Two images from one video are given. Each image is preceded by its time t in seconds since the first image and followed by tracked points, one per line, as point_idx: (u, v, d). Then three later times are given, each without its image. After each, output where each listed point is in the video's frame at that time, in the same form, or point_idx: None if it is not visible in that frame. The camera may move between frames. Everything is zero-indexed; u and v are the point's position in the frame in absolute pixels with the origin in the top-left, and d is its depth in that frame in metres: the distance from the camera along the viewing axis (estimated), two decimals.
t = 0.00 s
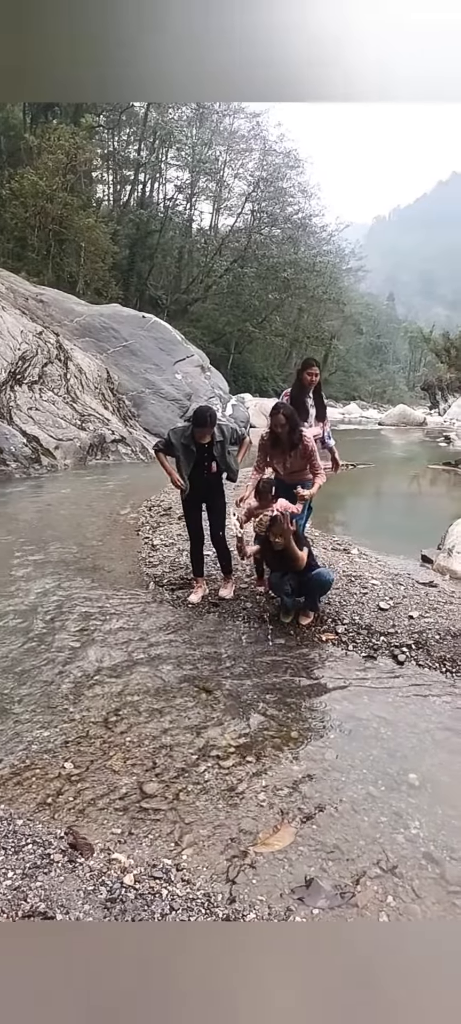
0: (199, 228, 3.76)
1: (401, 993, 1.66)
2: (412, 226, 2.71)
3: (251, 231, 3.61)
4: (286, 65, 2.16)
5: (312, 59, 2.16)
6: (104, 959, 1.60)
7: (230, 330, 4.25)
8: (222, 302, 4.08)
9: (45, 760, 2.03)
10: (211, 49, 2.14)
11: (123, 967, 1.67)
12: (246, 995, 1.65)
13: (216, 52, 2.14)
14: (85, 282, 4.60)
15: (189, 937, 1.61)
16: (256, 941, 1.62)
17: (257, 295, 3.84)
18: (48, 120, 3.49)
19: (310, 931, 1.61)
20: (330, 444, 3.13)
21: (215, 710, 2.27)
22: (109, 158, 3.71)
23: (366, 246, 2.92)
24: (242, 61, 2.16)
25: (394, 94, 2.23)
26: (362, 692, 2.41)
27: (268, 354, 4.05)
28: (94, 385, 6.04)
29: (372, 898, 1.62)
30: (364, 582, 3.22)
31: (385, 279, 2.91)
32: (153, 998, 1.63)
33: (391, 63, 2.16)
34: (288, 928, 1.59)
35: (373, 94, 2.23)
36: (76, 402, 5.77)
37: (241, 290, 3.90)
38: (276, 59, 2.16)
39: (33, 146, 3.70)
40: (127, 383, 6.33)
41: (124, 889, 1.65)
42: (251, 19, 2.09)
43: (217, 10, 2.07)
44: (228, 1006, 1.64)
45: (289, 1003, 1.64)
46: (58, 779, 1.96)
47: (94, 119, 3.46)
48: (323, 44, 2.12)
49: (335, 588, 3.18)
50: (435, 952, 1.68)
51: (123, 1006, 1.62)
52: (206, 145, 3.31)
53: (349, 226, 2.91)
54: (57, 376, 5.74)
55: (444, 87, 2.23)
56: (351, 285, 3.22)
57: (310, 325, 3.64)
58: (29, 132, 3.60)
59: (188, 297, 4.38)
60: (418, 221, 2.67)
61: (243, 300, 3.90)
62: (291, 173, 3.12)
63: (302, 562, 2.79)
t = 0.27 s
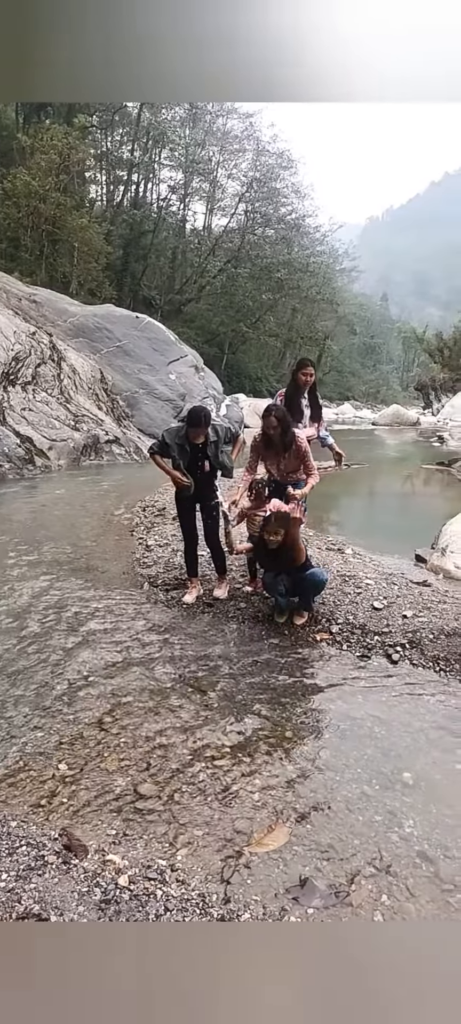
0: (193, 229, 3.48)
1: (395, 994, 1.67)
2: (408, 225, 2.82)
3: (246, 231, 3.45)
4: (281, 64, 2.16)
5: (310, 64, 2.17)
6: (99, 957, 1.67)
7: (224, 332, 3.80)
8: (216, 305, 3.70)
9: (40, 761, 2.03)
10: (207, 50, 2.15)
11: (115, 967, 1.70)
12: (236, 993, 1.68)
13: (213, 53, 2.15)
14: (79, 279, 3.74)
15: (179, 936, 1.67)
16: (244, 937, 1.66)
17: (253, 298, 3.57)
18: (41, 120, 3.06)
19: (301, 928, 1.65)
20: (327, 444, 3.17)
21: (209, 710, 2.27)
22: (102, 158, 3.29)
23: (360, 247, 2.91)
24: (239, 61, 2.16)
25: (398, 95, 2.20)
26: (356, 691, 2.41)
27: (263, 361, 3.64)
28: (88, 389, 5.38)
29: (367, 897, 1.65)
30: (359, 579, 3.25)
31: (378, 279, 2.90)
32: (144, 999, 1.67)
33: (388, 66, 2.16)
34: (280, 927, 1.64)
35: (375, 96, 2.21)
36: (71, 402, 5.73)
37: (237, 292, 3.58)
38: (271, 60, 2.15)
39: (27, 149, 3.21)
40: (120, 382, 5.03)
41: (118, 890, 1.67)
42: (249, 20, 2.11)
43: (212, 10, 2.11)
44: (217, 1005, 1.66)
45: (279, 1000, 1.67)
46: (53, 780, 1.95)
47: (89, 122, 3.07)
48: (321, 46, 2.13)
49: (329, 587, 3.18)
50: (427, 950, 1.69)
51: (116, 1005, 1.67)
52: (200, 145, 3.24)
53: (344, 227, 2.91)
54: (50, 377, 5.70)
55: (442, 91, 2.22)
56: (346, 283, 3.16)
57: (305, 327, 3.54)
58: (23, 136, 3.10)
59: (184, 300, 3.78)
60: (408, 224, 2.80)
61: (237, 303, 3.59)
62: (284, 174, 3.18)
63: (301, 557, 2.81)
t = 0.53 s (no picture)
0: (187, 229, 3.25)
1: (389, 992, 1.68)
2: (402, 226, 2.89)
3: (241, 230, 3.22)
4: (276, 64, 2.16)
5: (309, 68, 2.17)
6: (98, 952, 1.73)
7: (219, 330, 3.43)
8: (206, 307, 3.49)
9: (34, 762, 2.02)
10: (205, 47, 2.14)
11: (115, 963, 1.75)
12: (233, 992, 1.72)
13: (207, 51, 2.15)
14: (68, 282, 3.48)
15: (174, 933, 1.72)
16: (240, 936, 1.71)
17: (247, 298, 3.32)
18: (35, 119, 3.03)
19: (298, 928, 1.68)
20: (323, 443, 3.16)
21: (205, 710, 2.27)
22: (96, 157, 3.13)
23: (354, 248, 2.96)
24: (238, 61, 2.16)
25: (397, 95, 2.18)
26: (351, 690, 2.41)
27: (258, 360, 3.29)
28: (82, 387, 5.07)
29: (362, 896, 1.67)
30: (353, 574, 3.39)
31: (372, 279, 2.99)
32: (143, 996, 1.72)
33: (387, 66, 2.16)
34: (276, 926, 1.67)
35: (372, 97, 2.19)
36: (65, 402, 5.49)
37: (232, 292, 3.30)
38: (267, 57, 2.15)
39: (20, 147, 3.09)
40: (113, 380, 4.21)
41: (113, 891, 1.71)
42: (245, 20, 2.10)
43: (212, 10, 2.12)
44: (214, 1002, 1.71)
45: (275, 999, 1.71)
46: (47, 780, 1.95)
47: (82, 120, 2.94)
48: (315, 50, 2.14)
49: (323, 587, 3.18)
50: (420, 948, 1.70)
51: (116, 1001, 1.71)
52: (194, 145, 3.14)
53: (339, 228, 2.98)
54: (45, 377, 5.44)
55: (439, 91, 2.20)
56: (339, 285, 3.10)
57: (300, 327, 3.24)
58: (16, 134, 3.01)
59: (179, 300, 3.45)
60: (402, 225, 2.92)
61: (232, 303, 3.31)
62: (278, 174, 3.13)
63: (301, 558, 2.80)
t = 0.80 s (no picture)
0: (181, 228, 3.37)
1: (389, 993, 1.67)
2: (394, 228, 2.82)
3: (235, 231, 3.33)
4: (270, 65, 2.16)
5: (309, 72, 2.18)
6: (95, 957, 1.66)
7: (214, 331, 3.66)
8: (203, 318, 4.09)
9: (29, 763, 2.01)
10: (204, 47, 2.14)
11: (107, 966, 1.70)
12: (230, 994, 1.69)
13: (203, 50, 2.15)
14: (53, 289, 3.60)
15: (171, 935, 1.68)
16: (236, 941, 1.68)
17: (242, 298, 3.46)
18: (30, 119, 3.03)
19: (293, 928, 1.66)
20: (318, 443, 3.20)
21: (200, 710, 2.26)
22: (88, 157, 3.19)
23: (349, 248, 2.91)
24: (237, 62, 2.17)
25: (396, 94, 2.21)
26: (347, 690, 2.41)
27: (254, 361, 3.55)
28: (72, 386, 5.22)
29: (356, 895, 1.67)
30: (349, 580, 3.25)
31: (367, 278, 2.92)
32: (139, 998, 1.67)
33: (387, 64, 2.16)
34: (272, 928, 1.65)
35: (373, 97, 2.22)
36: (60, 404, 5.60)
37: (227, 292, 3.46)
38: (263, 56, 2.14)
39: (14, 148, 3.13)
40: (109, 381, 4.96)
41: (108, 891, 1.68)
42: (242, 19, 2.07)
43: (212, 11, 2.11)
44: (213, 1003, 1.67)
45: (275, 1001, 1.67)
46: (42, 782, 1.94)
47: (77, 120, 2.96)
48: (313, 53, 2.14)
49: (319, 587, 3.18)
50: (416, 949, 1.69)
51: (116, 1005, 1.66)
52: (188, 143, 3.20)
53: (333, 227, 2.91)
54: (39, 377, 5.33)
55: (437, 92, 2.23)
56: (333, 285, 3.24)
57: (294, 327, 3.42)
58: (10, 134, 3.04)
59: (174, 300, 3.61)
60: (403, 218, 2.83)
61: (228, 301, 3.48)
62: (274, 175, 3.15)
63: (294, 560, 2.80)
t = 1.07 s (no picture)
0: (177, 230, 3.92)
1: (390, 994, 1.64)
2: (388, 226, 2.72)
3: (230, 231, 3.74)
4: (265, 66, 2.16)
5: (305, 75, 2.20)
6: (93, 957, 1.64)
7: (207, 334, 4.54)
8: (201, 304, 4.30)
9: (25, 764, 2.01)
10: (202, 49, 2.15)
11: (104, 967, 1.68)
12: (228, 995, 1.69)
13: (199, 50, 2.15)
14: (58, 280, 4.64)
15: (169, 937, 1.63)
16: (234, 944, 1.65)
17: (238, 298, 3.93)
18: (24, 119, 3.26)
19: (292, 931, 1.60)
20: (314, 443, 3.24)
21: (196, 711, 2.27)
22: (84, 158, 3.69)
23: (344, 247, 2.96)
24: (232, 64, 2.18)
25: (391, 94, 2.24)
26: (343, 690, 2.41)
27: (246, 362, 4.36)
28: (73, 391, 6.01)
29: (353, 894, 1.63)
30: (344, 580, 3.26)
31: (362, 278, 2.98)
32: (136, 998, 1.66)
33: (382, 64, 2.18)
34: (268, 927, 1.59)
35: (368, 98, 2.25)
36: (55, 404, 5.71)
37: (220, 294, 4.07)
38: (258, 57, 2.15)
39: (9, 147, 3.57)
40: (104, 382, 6.38)
41: (105, 893, 1.64)
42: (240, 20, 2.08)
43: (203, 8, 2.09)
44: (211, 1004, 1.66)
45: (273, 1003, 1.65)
46: (38, 783, 1.94)
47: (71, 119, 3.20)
48: (309, 51, 2.14)
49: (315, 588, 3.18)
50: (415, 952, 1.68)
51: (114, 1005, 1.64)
52: (183, 145, 3.45)
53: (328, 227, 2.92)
54: (34, 379, 5.70)
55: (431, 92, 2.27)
56: (329, 285, 3.23)
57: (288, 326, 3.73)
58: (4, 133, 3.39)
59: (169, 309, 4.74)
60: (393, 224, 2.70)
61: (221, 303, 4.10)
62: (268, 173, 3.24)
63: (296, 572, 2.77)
